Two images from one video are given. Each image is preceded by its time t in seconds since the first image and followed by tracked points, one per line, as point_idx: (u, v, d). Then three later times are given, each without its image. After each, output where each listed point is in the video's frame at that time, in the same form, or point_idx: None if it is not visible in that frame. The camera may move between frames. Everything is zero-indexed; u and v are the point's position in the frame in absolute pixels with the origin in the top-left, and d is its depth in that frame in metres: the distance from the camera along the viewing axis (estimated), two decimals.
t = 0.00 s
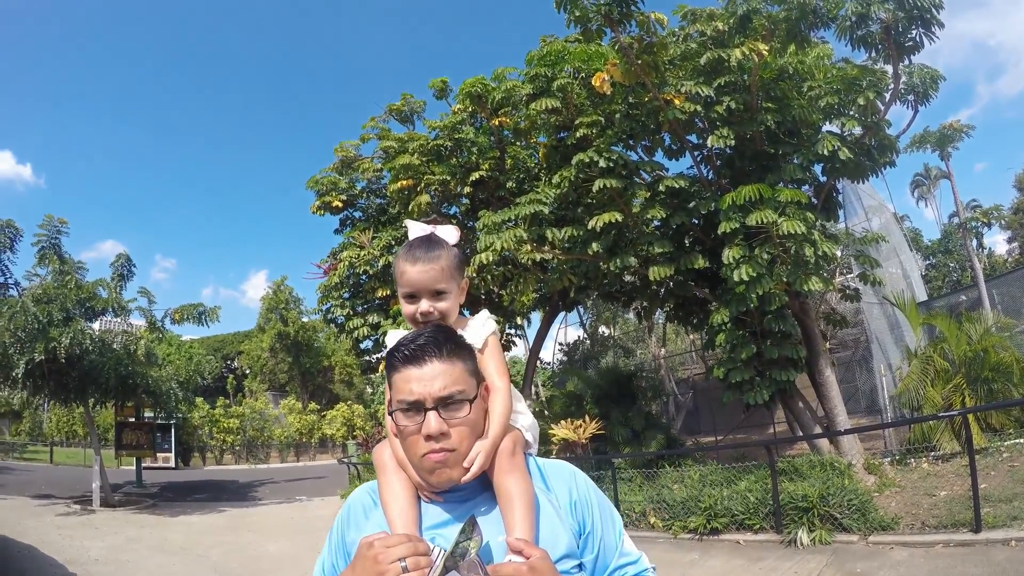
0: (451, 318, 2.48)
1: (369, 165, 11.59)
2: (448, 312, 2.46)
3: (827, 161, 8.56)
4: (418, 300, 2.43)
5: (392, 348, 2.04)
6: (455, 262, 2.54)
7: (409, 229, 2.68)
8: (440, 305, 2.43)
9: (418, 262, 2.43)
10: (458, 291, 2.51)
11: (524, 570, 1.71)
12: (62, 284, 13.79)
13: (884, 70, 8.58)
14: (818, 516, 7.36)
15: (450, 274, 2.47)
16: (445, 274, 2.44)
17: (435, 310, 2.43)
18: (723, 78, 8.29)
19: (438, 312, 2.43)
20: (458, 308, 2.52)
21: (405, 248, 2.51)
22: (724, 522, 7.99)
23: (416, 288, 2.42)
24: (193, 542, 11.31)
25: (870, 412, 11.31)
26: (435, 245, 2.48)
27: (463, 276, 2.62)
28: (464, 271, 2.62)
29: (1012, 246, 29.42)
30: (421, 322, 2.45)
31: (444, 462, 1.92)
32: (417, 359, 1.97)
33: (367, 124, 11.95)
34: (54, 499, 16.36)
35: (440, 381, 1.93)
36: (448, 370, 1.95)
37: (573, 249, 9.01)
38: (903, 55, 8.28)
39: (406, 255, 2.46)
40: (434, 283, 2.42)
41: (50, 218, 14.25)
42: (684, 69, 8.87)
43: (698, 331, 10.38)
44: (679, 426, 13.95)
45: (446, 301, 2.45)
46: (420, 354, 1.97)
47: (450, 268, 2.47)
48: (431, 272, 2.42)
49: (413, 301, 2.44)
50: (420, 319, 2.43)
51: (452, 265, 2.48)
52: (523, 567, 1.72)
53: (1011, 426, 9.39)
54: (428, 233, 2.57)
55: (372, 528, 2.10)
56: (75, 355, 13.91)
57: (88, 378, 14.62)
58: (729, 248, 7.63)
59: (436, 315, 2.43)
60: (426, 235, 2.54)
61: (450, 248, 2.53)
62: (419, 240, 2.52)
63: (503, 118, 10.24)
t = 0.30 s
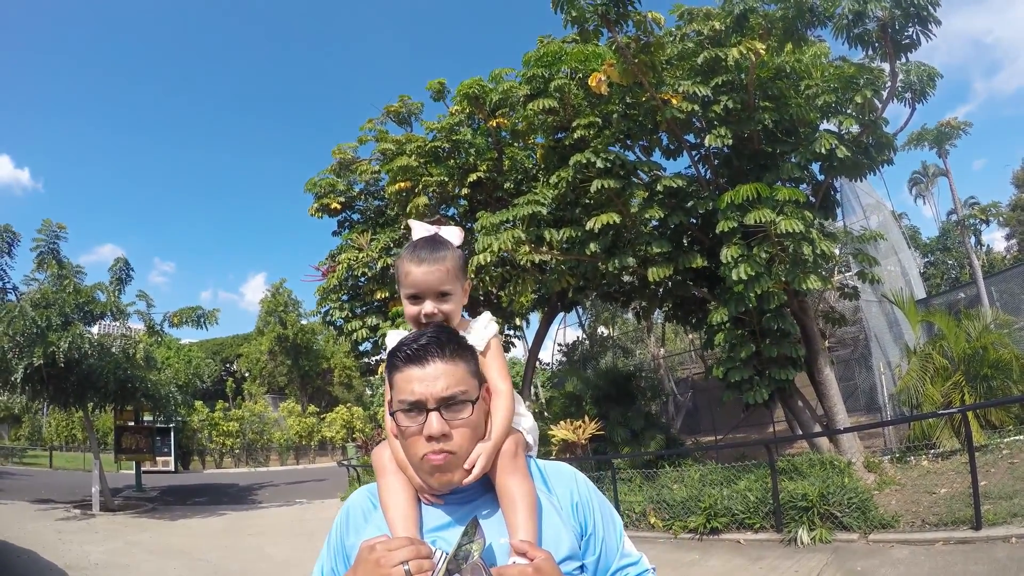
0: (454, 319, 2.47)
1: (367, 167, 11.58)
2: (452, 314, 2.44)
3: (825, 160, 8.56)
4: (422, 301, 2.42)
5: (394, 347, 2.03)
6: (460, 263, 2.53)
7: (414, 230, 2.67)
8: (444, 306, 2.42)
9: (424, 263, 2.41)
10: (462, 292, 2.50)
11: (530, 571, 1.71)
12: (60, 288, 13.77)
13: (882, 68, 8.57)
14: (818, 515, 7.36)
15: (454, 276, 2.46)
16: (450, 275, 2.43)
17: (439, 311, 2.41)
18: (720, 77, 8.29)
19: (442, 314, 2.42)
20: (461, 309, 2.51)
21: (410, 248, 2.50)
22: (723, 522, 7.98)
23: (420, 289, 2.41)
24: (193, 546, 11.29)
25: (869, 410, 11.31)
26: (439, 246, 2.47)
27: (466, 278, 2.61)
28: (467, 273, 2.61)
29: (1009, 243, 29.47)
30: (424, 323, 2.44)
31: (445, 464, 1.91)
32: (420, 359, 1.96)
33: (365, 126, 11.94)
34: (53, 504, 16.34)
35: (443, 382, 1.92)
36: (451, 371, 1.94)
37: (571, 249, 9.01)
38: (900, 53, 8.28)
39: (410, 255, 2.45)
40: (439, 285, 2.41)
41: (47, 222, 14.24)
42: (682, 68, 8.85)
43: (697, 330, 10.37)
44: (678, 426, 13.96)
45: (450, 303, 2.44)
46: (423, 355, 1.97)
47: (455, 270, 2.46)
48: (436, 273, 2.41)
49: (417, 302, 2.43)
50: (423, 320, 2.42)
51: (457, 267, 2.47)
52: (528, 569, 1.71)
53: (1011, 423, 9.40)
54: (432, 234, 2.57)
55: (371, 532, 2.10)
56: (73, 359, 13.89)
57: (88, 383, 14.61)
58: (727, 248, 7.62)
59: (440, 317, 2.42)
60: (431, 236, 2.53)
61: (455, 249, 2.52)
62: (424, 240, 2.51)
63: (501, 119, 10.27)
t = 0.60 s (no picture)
0: (458, 319, 2.46)
1: (360, 167, 11.57)
2: (457, 313, 2.44)
3: (818, 160, 8.59)
4: (429, 299, 2.41)
5: (394, 345, 2.03)
6: (466, 264, 2.53)
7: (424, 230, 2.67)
8: (451, 306, 2.41)
9: (434, 262, 2.40)
10: (468, 293, 2.50)
11: (530, 570, 1.71)
12: (54, 289, 13.73)
13: (875, 68, 8.59)
14: (812, 514, 7.38)
15: (462, 276, 2.45)
16: (456, 275, 2.43)
17: (445, 310, 2.41)
18: (713, 77, 8.31)
19: (448, 313, 2.41)
20: (466, 310, 2.50)
21: (418, 247, 2.49)
22: (717, 521, 8.00)
23: (428, 287, 2.40)
24: (187, 547, 11.26)
25: (862, 409, 11.35)
26: (449, 246, 2.47)
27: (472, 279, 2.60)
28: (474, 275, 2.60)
29: (1003, 242, 29.59)
30: (428, 321, 2.43)
31: (445, 462, 1.91)
32: (421, 357, 1.96)
33: (359, 126, 11.92)
34: (47, 506, 16.28)
35: (444, 380, 1.92)
36: (452, 369, 1.94)
37: (565, 250, 9.02)
38: (893, 54, 8.31)
39: (418, 253, 2.44)
40: (447, 284, 2.40)
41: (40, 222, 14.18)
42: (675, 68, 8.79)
43: (691, 330, 10.39)
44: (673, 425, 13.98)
45: (456, 303, 2.43)
46: (424, 352, 1.96)
47: (463, 270, 2.46)
48: (445, 272, 2.40)
49: (423, 300, 2.42)
50: (428, 318, 2.41)
51: (465, 267, 2.47)
52: (530, 568, 1.71)
53: (1004, 422, 9.45)
54: (442, 234, 2.56)
55: (372, 532, 2.09)
56: (67, 360, 13.84)
57: (81, 384, 14.56)
58: (721, 248, 7.64)
59: (445, 316, 2.41)
60: (437, 236, 2.53)
61: (462, 250, 2.52)
62: (431, 239, 2.50)
63: (494, 120, 10.28)
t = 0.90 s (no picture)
0: (465, 325, 2.46)
1: (354, 171, 11.56)
2: (465, 319, 2.44)
3: (811, 163, 8.63)
4: (438, 304, 2.40)
5: (400, 351, 2.03)
6: (474, 271, 2.53)
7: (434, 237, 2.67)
8: (458, 312, 2.42)
9: (446, 268, 2.40)
10: (475, 299, 2.49)
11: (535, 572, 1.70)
12: (48, 294, 13.70)
13: (867, 72, 8.63)
14: (807, 517, 7.39)
15: (470, 282, 2.45)
16: (464, 281, 2.43)
17: (453, 316, 2.41)
18: (706, 82, 8.32)
19: (455, 319, 2.41)
20: (473, 315, 2.50)
21: (427, 252, 2.49)
22: (712, 524, 8.01)
23: (437, 293, 2.40)
24: (182, 553, 11.21)
25: (857, 411, 11.37)
26: (462, 254, 2.47)
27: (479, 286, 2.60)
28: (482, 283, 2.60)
29: (996, 244, 29.71)
30: (436, 326, 2.42)
31: (450, 466, 1.91)
32: (426, 362, 1.96)
33: (353, 130, 11.91)
34: (40, 511, 16.21)
35: (448, 385, 1.92)
36: (457, 375, 1.94)
37: (558, 254, 9.03)
38: (885, 57, 8.35)
39: (426, 259, 2.44)
40: (455, 291, 2.40)
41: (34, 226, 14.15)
42: (668, 73, 8.83)
43: (686, 334, 10.39)
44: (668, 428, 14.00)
45: (463, 309, 2.43)
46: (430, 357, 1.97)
47: (472, 277, 2.46)
48: (455, 279, 2.40)
49: (430, 305, 2.41)
50: (436, 323, 2.41)
51: (474, 274, 2.47)
52: (534, 569, 1.71)
53: (998, 423, 9.47)
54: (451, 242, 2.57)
55: (378, 536, 2.08)
56: (61, 365, 13.80)
57: (75, 389, 14.51)
58: (714, 251, 7.65)
59: (452, 321, 2.41)
60: (446, 242, 2.53)
61: (470, 256, 2.52)
62: (438, 246, 2.50)
63: (488, 124, 10.25)
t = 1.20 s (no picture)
0: (474, 329, 2.47)
1: (356, 176, 11.59)
2: (474, 323, 2.45)
3: (812, 167, 8.64)
4: (446, 310, 2.42)
5: (414, 356, 2.05)
6: (479, 275, 2.55)
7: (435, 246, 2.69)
8: (467, 316, 2.43)
9: (447, 274, 2.43)
10: (482, 304, 2.51)
11: (551, 570, 1.71)
12: (50, 297, 13.74)
13: (868, 75, 8.64)
14: (808, 521, 7.38)
15: (477, 286, 2.46)
16: (471, 285, 2.44)
17: (462, 320, 2.42)
18: (707, 86, 8.32)
19: (465, 323, 2.43)
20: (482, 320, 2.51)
21: (431, 261, 2.51)
22: (714, 529, 8.01)
23: (444, 299, 2.42)
24: (184, 556, 11.23)
25: (859, 415, 11.36)
26: (463, 259, 2.49)
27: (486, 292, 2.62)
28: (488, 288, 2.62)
29: (998, 247, 29.66)
30: (446, 332, 2.43)
31: (466, 468, 1.92)
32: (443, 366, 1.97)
33: (354, 134, 11.94)
34: (43, 514, 16.24)
35: (465, 389, 1.93)
36: (473, 379, 1.96)
37: (560, 258, 9.04)
38: (886, 61, 8.36)
39: (431, 267, 2.46)
40: (460, 295, 2.41)
41: (37, 230, 14.20)
42: (669, 77, 8.87)
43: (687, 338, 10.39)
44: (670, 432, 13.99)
45: (473, 314, 2.45)
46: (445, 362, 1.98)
47: (477, 281, 2.47)
48: (460, 284, 2.42)
49: (439, 312, 2.43)
50: (446, 329, 2.42)
51: (479, 279, 2.48)
52: (550, 568, 1.72)
53: (1000, 426, 9.46)
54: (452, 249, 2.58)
55: (394, 537, 2.09)
56: (63, 368, 13.83)
57: (78, 392, 14.54)
58: (715, 255, 7.66)
59: (462, 326, 2.42)
60: (452, 251, 2.55)
61: (474, 262, 2.54)
62: (445, 255, 2.52)
63: (490, 128, 10.27)
